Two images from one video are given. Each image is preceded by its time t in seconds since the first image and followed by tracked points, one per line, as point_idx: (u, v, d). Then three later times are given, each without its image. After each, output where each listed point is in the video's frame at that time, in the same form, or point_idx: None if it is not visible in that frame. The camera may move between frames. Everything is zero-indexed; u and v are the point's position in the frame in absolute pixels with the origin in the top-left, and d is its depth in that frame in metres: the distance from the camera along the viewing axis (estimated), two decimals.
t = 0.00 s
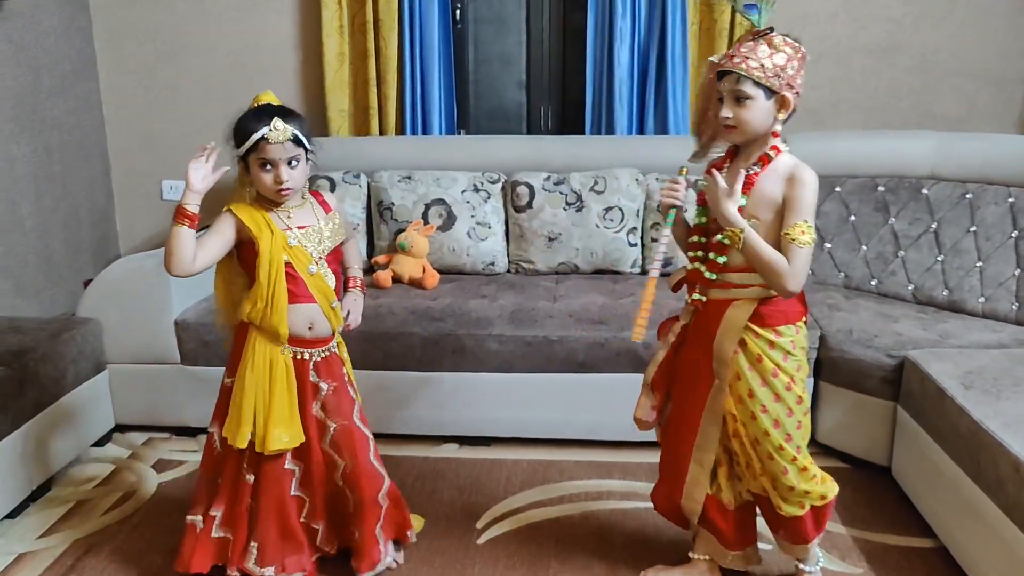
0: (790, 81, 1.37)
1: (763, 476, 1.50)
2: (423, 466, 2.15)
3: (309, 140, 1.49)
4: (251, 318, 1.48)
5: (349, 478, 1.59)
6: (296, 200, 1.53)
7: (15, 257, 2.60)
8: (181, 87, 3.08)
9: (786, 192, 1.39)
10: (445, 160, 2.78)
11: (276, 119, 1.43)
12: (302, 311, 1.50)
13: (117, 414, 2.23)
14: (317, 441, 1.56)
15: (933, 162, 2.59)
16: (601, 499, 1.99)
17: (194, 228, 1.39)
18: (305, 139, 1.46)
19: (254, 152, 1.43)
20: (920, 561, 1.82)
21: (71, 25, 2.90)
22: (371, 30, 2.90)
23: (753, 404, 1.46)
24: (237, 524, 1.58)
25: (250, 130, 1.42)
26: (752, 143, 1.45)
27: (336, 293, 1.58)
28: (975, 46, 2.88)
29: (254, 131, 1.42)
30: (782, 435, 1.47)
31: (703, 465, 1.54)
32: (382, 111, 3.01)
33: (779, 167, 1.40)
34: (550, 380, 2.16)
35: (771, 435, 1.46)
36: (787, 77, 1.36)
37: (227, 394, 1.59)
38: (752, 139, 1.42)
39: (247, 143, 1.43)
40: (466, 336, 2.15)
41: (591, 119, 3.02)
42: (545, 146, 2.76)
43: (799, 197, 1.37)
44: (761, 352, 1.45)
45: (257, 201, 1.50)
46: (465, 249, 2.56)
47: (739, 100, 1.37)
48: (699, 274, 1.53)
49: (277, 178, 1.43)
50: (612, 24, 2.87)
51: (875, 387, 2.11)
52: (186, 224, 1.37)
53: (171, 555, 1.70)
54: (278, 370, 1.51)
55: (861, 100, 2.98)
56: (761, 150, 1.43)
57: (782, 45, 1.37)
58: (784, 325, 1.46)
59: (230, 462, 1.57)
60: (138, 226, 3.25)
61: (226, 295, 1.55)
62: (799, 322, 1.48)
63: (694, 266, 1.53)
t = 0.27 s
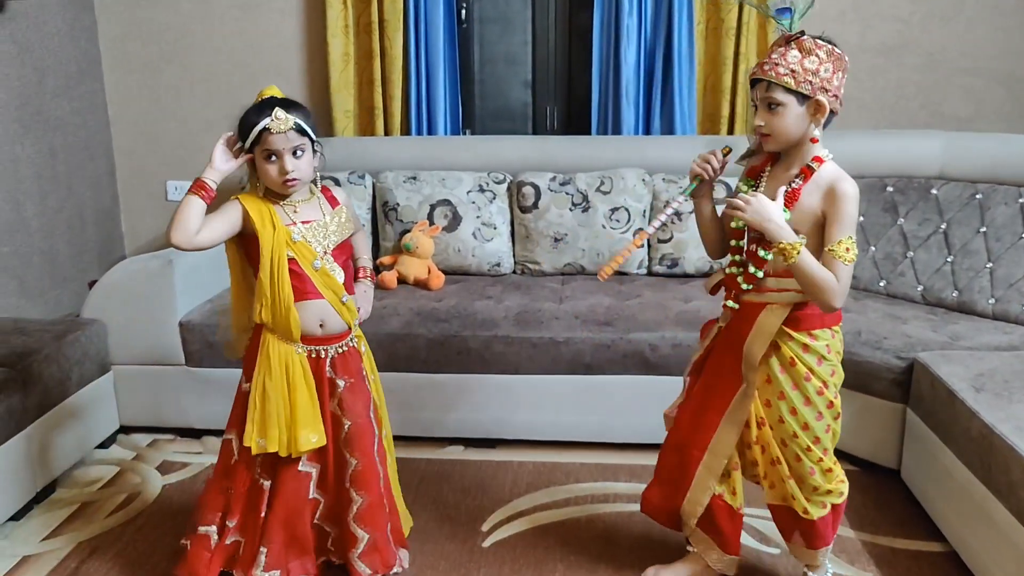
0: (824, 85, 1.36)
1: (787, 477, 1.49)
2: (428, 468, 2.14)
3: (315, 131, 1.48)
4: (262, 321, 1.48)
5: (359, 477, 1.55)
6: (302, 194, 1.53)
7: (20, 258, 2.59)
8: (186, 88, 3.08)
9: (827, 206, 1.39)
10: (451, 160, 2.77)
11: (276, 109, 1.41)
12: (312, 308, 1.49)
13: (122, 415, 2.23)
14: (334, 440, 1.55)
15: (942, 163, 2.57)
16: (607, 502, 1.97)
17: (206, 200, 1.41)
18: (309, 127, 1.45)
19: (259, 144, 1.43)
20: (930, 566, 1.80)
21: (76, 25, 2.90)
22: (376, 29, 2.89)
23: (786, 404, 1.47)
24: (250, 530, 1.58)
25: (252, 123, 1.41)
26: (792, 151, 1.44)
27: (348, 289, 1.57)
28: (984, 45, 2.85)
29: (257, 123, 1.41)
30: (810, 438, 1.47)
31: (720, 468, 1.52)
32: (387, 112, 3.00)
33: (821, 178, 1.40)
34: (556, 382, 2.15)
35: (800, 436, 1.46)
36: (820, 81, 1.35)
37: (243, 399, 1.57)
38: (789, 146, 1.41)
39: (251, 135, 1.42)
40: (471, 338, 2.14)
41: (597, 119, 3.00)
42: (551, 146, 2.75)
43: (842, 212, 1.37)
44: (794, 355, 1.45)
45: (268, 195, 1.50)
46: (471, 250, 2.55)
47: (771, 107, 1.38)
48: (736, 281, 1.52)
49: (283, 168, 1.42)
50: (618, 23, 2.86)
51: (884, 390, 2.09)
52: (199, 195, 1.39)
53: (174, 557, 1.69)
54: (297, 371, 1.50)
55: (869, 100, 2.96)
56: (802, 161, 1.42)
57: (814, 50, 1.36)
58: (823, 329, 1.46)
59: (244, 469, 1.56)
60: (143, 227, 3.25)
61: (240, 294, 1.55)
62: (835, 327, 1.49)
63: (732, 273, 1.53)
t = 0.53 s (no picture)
0: (794, 86, 1.35)
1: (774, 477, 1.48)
2: (433, 470, 2.13)
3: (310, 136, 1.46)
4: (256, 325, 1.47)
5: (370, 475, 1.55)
6: (297, 198, 1.50)
7: (24, 259, 2.59)
8: (190, 88, 3.07)
9: (798, 199, 1.38)
10: (456, 161, 2.76)
11: (272, 116, 1.39)
12: (304, 311, 1.48)
13: (125, 417, 2.22)
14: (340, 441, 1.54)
15: (952, 162, 2.54)
16: (613, 505, 1.95)
17: (203, 194, 1.41)
18: (304, 134, 1.44)
19: (254, 152, 1.40)
20: (941, 571, 1.77)
21: (80, 26, 2.89)
22: (381, 29, 2.88)
23: (762, 406, 1.45)
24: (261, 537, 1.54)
25: (247, 131, 1.39)
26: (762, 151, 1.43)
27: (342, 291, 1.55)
28: (994, 44, 2.83)
29: (252, 130, 1.39)
30: (790, 439, 1.45)
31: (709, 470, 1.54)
32: (392, 112, 2.99)
33: (789, 173, 1.39)
34: (562, 384, 2.13)
35: (780, 438, 1.45)
36: (789, 82, 1.35)
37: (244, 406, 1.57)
38: (756, 145, 1.41)
39: (246, 144, 1.39)
40: (476, 339, 2.12)
41: (603, 119, 2.99)
42: (556, 146, 2.73)
43: (813, 203, 1.36)
44: (768, 357, 1.44)
45: (262, 201, 1.48)
46: (476, 250, 2.53)
47: (740, 105, 1.37)
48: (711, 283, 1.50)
49: (281, 174, 1.41)
50: (624, 23, 2.84)
51: (893, 392, 2.07)
52: (193, 191, 1.39)
53: (178, 560, 1.68)
54: (294, 371, 1.48)
55: (878, 99, 2.93)
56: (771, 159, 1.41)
57: (786, 51, 1.36)
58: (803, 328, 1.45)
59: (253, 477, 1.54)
60: (147, 227, 3.24)
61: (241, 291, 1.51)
62: (808, 329, 1.46)
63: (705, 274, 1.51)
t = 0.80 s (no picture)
0: (760, 80, 1.36)
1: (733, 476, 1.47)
2: (441, 471, 2.11)
3: (305, 139, 1.45)
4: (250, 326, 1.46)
5: (373, 477, 1.54)
6: (289, 200, 1.48)
7: (31, 259, 2.59)
8: (198, 88, 3.07)
9: (756, 183, 1.37)
10: (463, 160, 2.74)
11: (267, 116, 1.38)
12: (298, 313, 1.47)
13: (132, 417, 2.21)
14: (337, 444, 1.52)
15: (965, 161, 2.51)
16: (622, 507, 1.93)
17: (188, 179, 1.41)
18: (299, 135, 1.42)
19: (247, 151, 1.40)
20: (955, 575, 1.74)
21: (88, 26, 2.89)
22: (388, 28, 2.87)
23: (727, 395, 1.43)
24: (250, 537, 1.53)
25: (241, 130, 1.38)
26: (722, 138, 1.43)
27: (336, 293, 1.53)
28: (1007, 42, 2.79)
29: (246, 129, 1.38)
30: (750, 432, 1.43)
31: (697, 464, 1.53)
32: (399, 112, 2.97)
33: (746, 157, 1.39)
34: (571, 385, 2.11)
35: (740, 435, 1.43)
36: (758, 76, 1.35)
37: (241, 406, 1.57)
38: (720, 133, 1.40)
39: (239, 142, 1.38)
40: (484, 340, 2.11)
41: (612, 118, 2.97)
42: (565, 145, 2.72)
43: (773, 185, 1.34)
44: (735, 344, 1.42)
45: (254, 201, 1.46)
46: (484, 250, 2.51)
47: (708, 92, 1.36)
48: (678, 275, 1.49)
49: (272, 176, 1.39)
50: (632, 22, 2.82)
51: (906, 394, 2.04)
52: (179, 174, 1.39)
53: (185, 561, 1.67)
54: (285, 376, 1.48)
55: (889, 98, 2.91)
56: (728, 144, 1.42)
57: (756, 44, 1.36)
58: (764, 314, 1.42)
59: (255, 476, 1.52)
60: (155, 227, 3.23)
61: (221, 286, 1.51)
62: (780, 315, 1.43)
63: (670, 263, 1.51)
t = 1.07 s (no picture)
0: (762, 80, 1.35)
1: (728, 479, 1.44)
2: (449, 473, 2.10)
3: (311, 141, 1.44)
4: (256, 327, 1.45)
5: (365, 487, 1.52)
6: (298, 201, 1.48)
7: (40, 259, 2.59)
8: (206, 88, 3.07)
9: (766, 188, 1.37)
10: (471, 161, 2.73)
11: (268, 121, 1.37)
12: (306, 315, 1.45)
13: (140, 418, 2.21)
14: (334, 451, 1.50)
15: (977, 162, 2.49)
16: (631, 510, 1.92)
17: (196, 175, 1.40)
18: (303, 139, 1.41)
19: (250, 155, 1.39)
20: None
21: (97, 26, 2.90)
22: (397, 29, 2.87)
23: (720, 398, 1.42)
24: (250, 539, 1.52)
25: (244, 134, 1.37)
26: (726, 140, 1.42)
27: (346, 296, 1.52)
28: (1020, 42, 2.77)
29: (248, 134, 1.37)
30: (741, 436, 1.42)
31: (694, 467, 1.50)
32: (407, 112, 2.97)
33: (752, 159, 1.38)
34: (579, 387, 2.10)
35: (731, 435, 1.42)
36: (760, 77, 1.34)
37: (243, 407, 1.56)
38: (723, 135, 1.39)
39: (243, 146, 1.38)
40: (492, 341, 2.10)
41: (620, 119, 2.95)
42: (573, 146, 2.70)
43: (781, 193, 1.35)
44: (727, 346, 1.41)
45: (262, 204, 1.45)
46: (492, 251, 2.50)
47: (711, 95, 1.35)
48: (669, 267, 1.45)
49: (274, 181, 1.39)
50: (641, 22, 2.81)
51: (917, 397, 2.02)
52: (188, 170, 1.39)
53: (192, 564, 1.67)
54: (287, 380, 1.46)
55: (901, 98, 2.88)
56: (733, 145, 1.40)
57: (757, 44, 1.35)
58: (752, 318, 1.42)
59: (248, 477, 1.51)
60: (163, 228, 3.24)
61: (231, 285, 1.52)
62: (768, 319, 1.44)
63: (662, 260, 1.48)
